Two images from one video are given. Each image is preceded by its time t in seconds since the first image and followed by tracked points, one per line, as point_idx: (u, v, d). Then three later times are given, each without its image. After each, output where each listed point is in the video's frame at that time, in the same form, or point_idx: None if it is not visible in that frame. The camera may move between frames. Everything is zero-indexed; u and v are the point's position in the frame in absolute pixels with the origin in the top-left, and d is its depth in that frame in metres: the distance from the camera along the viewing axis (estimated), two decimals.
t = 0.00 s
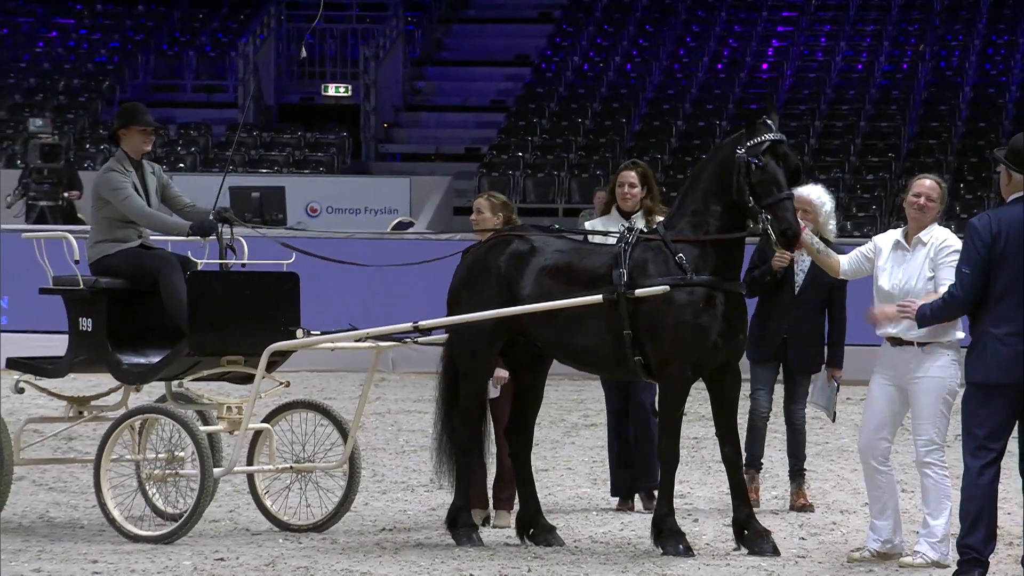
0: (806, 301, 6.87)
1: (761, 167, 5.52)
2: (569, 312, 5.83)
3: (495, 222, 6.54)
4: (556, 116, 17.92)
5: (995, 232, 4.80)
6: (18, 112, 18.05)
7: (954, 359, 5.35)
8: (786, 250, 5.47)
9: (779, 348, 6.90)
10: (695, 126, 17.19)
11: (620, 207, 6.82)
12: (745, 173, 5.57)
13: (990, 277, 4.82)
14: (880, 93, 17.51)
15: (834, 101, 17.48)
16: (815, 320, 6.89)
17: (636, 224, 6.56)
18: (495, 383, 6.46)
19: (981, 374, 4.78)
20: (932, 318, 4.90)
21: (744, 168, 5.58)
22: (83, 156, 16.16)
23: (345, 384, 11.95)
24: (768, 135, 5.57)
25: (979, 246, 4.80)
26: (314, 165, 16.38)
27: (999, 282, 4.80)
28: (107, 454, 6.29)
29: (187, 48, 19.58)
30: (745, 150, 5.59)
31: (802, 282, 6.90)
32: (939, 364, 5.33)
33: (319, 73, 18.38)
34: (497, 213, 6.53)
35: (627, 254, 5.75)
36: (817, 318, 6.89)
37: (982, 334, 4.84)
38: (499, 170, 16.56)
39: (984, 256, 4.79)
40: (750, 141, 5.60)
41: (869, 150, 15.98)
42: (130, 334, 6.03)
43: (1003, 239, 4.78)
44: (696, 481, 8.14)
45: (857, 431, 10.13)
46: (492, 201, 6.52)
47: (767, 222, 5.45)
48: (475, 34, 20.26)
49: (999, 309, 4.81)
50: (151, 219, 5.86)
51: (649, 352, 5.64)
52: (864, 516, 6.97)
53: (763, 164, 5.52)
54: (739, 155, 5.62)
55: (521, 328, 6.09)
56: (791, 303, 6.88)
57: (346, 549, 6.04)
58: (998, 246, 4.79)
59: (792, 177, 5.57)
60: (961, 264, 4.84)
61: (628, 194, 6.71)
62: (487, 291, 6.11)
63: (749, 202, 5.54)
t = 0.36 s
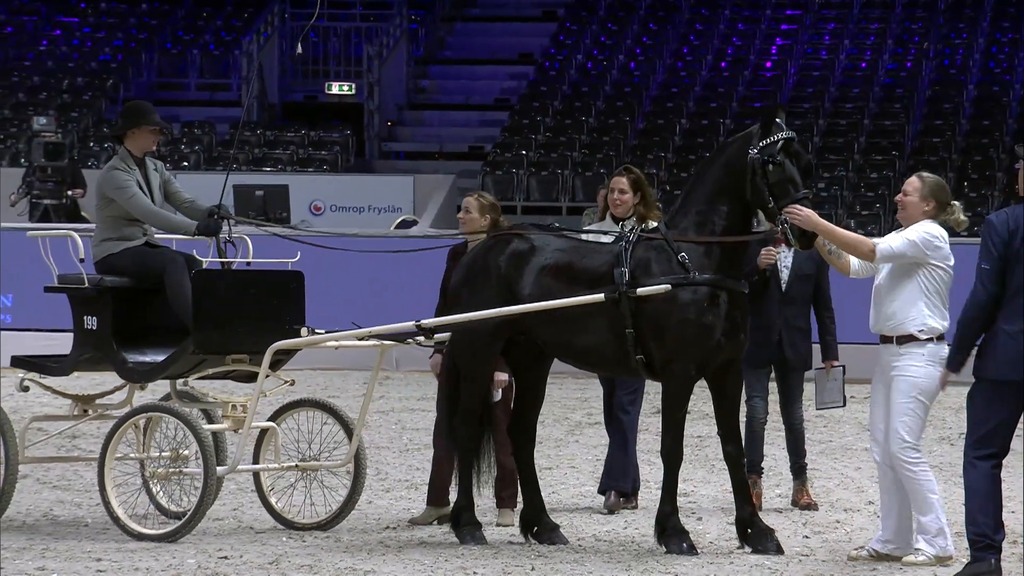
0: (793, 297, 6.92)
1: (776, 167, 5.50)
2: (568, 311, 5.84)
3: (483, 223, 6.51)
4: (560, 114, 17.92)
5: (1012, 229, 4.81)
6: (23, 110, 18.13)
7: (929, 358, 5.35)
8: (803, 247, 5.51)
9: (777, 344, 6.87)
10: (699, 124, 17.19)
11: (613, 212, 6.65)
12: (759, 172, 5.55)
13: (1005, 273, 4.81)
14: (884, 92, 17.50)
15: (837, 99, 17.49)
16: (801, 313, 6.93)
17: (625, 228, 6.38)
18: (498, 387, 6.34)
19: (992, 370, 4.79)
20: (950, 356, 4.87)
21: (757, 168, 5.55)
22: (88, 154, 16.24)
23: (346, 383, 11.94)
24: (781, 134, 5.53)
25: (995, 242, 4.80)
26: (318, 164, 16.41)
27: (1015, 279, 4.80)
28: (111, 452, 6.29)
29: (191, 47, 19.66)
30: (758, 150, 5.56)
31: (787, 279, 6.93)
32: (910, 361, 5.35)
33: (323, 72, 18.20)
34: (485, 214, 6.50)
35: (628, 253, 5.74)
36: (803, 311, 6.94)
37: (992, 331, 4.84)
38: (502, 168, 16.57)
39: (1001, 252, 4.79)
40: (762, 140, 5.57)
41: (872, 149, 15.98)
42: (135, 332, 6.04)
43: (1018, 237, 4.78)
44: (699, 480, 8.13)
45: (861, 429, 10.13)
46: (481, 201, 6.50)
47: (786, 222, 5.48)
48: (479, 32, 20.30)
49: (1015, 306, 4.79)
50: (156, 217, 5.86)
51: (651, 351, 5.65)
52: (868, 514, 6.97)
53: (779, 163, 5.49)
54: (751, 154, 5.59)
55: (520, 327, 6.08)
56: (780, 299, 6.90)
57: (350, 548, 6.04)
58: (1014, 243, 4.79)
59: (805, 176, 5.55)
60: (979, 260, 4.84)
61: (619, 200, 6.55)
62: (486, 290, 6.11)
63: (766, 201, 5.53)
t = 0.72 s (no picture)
0: (774, 296, 6.90)
1: (782, 167, 5.49)
2: (571, 311, 5.83)
3: (452, 217, 6.54)
4: (561, 113, 17.92)
5: (1013, 225, 4.84)
6: (24, 109, 18.11)
7: (898, 355, 5.34)
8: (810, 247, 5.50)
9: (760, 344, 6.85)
10: (701, 123, 17.17)
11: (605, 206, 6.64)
12: (765, 171, 5.54)
13: (1008, 269, 4.84)
14: (885, 90, 17.49)
15: (840, 98, 17.47)
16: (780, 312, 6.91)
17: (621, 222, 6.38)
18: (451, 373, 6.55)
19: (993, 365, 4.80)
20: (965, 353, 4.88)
21: (763, 167, 5.55)
22: (89, 153, 16.23)
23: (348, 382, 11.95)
24: (786, 133, 5.52)
25: (998, 237, 4.84)
26: (319, 162, 16.36)
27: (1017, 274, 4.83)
28: (115, 451, 6.29)
29: (193, 46, 19.66)
30: (763, 149, 5.55)
31: (767, 279, 6.93)
32: (880, 359, 5.39)
33: (325, 71, 18.50)
34: (452, 208, 6.52)
35: (632, 252, 5.74)
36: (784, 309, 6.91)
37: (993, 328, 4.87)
38: (504, 167, 16.56)
39: (1004, 246, 4.83)
40: (767, 139, 5.57)
41: (874, 148, 15.97)
42: (140, 332, 6.05)
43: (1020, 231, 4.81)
44: (701, 479, 8.12)
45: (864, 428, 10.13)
46: (447, 197, 6.51)
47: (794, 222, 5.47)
48: (481, 31, 20.29)
49: (1021, 299, 4.82)
50: (156, 220, 5.85)
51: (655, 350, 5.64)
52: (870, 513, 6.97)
53: (784, 162, 5.48)
54: (757, 154, 5.58)
55: (522, 327, 6.08)
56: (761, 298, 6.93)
57: (352, 546, 6.04)
58: (1016, 238, 4.83)
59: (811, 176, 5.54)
60: (983, 255, 4.87)
61: (611, 194, 6.55)
62: (489, 290, 6.10)
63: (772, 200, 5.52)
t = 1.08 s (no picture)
0: (764, 296, 6.86)
1: (784, 163, 5.49)
2: (573, 310, 5.83)
3: (428, 217, 6.40)
4: (562, 111, 17.92)
5: (991, 224, 4.78)
6: (24, 107, 18.09)
7: (877, 353, 5.34)
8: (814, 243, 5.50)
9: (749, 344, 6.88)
10: (701, 121, 17.15)
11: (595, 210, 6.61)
12: (767, 167, 5.55)
13: (986, 269, 4.80)
14: (886, 88, 17.47)
15: (840, 95, 17.45)
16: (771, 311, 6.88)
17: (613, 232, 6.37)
18: (430, 376, 6.26)
19: (978, 364, 4.78)
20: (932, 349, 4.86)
21: (766, 164, 5.55)
22: (90, 151, 16.22)
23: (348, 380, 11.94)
24: (788, 129, 5.52)
25: (976, 238, 4.77)
26: (320, 160, 16.34)
27: (997, 274, 4.79)
28: (116, 450, 6.29)
29: (193, 44, 19.67)
30: (765, 146, 5.56)
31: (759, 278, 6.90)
32: (861, 357, 5.40)
33: (325, 68, 18.63)
34: (429, 206, 6.38)
35: (633, 251, 5.74)
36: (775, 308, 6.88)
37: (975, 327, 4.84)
38: (504, 166, 16.54)
39: (981, 248, 4.76)
40: (768, 136, 5.57)
41: (874, 146, 15.96)
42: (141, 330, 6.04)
43: (998, 231, 4.76)
44: (701, 477, 8.12)
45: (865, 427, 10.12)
46: (425, 196, 6.37)
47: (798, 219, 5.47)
48: (481, 29, 20.29)
49: (1002, 299, 4.80)
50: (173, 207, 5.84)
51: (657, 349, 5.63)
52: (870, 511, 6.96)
53: (787, 158, 5.49)
54: (758, 150, 5.59)
55: (522, 326, 6.08)
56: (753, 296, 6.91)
57: (352, 544, 6.04)
58: (994, 238, 4.77)
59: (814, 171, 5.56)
60: (958, 256, 4.81)
61: (600, 201, 6.51)
62: (489, 289, 6.10)
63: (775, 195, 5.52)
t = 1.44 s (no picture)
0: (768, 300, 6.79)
1: (792, 160, 5.47)
2: (583, 310, 5.82)
3: (415, 214, 6.42)
4: (571, 111, 17.91)
5: (975, 226, 4.77)
6: (34, 107, 18.13)
7: (875, 353, 5.33)
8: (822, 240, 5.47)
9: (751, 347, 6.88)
10: (711, 121, 17.12)
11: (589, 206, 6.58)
12: (775, 165, 5.52)
13: (971, 271, 4.79)
14: (896, 88, 17.43)
15: (850, 95, 17.40)
16: (775, 316, 6.81)
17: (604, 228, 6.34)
18: (420, 376, 6.32)
19: (970, 366, 4.77)
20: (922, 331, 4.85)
21: (773, 162, 5.53)
22: (99, 151, 16.25)
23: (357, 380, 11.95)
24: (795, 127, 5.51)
25: (961, 240, 4.76)
26: (329, 160, 16.33)
27: (984, 275, 4.78)
28: (125, 450, 6.30)
29: (202, 44, 19.70)
30: (771, 144, 5.54)
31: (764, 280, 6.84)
32: (861, 357, 5.40)
33: (335, 69, 18.61)
34: (417, 204, 6.40)
35: (642, 251, 5.73)
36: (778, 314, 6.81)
37: (965, 327, 4.82)
38: (514, 166, 16.53)
39: (966, 250, 4.75)
40: (776, 134, 5.55)
41: (884, 146, 15.92)
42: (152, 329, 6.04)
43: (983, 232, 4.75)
44: (710, 477, 8.10)
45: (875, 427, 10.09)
46: (414, 193, 6.40)
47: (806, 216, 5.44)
48: (490, 29, 20.29)
49: (989, 299, 4.79)
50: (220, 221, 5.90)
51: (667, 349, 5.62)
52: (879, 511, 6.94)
53: (795, 155, 5.46)
54: (766, 149, 5.56)
55: (532, 327, 6.06)
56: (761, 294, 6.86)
57: (361, 544, 6.04)
58: (979, 240, 4.76)
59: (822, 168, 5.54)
60: (942, 259, 4.81)
61: (593, 195, 6.48)
62: (497, 290, 6.09)
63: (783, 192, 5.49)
